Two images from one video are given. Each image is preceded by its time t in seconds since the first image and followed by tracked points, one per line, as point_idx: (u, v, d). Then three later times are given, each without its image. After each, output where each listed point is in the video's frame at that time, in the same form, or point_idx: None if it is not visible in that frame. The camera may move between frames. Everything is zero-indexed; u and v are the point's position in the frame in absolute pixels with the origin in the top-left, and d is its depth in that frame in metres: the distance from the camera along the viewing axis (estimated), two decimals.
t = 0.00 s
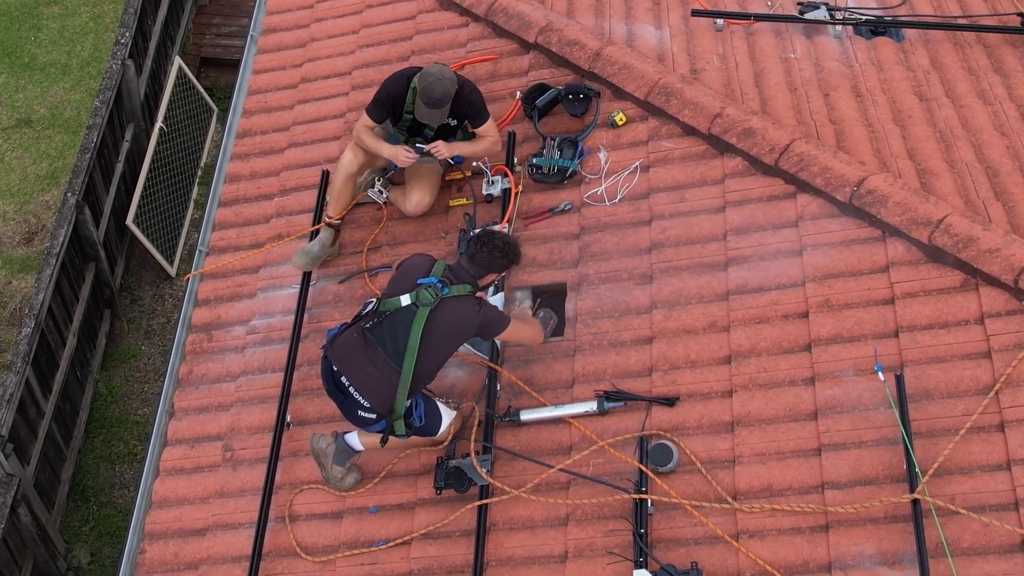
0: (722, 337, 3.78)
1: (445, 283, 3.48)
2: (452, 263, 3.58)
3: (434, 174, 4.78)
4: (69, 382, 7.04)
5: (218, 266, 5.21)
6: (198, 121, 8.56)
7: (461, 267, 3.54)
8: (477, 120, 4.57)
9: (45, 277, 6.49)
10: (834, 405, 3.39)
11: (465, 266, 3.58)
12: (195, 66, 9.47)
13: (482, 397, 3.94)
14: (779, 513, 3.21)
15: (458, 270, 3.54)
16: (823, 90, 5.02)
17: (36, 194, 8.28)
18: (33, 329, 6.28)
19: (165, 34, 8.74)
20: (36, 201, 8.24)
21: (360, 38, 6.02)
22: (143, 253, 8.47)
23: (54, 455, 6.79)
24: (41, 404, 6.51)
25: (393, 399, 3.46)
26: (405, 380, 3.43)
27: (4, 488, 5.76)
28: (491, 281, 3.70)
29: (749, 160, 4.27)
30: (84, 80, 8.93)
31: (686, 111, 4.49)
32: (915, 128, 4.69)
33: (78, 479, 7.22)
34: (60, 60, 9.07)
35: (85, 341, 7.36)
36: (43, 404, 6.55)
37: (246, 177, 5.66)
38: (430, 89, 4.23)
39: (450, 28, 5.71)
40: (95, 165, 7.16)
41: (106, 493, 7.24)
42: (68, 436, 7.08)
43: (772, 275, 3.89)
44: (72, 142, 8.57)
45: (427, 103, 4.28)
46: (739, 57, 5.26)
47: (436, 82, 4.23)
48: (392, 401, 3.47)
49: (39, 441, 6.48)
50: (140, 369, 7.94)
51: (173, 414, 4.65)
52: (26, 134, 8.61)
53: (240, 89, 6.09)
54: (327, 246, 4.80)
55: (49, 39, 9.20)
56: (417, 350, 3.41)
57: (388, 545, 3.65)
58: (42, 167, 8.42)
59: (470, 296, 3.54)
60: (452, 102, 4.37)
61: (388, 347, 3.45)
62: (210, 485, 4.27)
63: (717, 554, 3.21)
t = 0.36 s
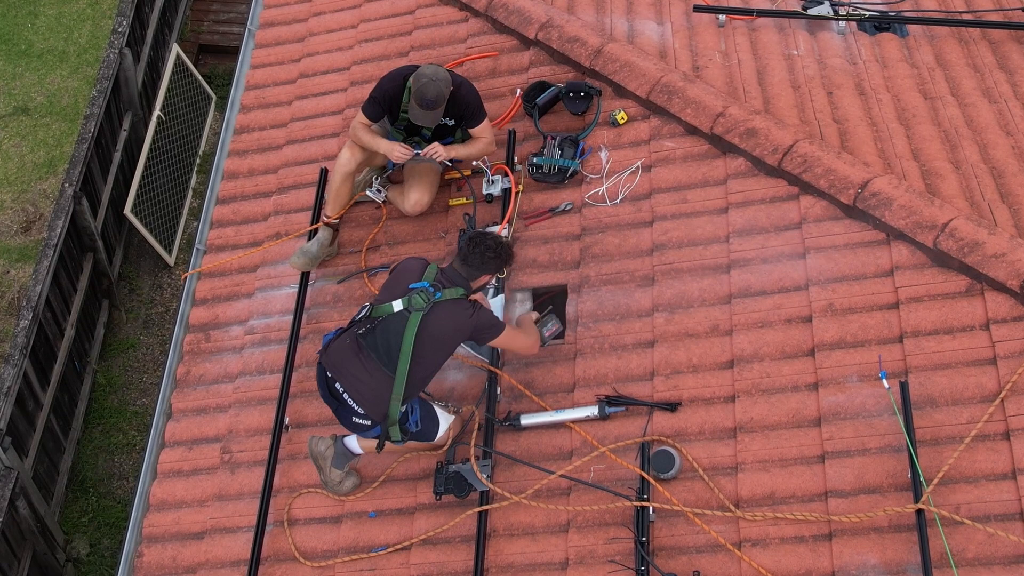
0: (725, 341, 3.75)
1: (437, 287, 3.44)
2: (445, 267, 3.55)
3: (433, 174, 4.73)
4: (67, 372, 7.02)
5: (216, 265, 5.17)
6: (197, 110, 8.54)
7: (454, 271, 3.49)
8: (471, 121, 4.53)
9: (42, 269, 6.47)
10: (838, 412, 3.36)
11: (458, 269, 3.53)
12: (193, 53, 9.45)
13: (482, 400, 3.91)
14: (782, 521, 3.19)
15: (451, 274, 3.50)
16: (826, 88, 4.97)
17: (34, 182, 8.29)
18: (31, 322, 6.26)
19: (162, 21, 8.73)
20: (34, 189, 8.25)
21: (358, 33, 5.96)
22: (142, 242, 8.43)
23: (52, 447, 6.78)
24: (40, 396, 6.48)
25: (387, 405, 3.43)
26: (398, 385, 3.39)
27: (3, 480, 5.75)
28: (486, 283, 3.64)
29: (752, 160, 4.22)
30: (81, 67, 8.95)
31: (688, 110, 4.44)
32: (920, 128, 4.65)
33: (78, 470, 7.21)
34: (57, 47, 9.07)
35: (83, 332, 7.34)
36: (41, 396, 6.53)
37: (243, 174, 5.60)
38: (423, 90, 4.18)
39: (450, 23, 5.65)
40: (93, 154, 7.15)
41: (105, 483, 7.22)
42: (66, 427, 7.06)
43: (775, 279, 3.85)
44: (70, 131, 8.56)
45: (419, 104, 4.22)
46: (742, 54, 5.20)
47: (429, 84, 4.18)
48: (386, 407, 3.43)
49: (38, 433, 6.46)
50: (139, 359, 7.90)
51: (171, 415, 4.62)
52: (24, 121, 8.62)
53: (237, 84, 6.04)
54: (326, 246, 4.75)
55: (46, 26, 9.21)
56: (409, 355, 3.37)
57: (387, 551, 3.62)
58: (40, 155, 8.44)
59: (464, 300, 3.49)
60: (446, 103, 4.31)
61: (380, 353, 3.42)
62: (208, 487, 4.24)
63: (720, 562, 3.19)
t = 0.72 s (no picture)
0: (727, 344, 3.71)
1: (416, 296, 3.41)
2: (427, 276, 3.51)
3: (430, 172, 4.69)
4: (65, 362, 6.98)
5: (214, 262, 5.13)
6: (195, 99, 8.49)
7: (435, 280, 3.46)
8: (468, 118, 4.47)
9: (40, 260, 6.43)
10: (841, 417, 3.34)
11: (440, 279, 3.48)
12: (190, 40, 9.41)
13: (482, 402, 3.87)
14: (784, 528, 3.17)
15: (431, 283, 3.46)
16: (830, 85, 4.92)
17: (32, 169, 8.27)
18: (29, 313, 6.23)
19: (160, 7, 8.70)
20: (32, 177, 8.23)
21: (357, 27, 5.90)
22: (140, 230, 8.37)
23: (51, 438, 6.75)
24: (37, 386, 6.44)
25: (367, 414, 3.40)
26: (376, 394, 3.35)
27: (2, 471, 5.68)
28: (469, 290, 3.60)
29: (754, 160, 4.18)
30: (78, 54, 8.95)
31: (690, 108, 4.39)
32: (923, 126, 4.61)
33: (77, 460, 7.19)
34: (54, 33, 9.10)
35: (81, 321, 7.30)
36: (39, 387, 6.49)
37: (241, 170, 5.55)
38: (421, 90, 4.14)
39: (449, 17, 5.59)
40: (91, 144, 7.11)
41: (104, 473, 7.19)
42: (65, 418, 7.03)
43: (777, 281, 3.82)
44: (68, 118, 8.56)
45: (416, 104, 4.18)
46: (744, 49, 5.14)
47: (427, 84, 4.13)
48: (366, 416, 3.40)
49: (37, 424, 6.43)
50: (137, 348, 7.86)
51: (168, 415, 4.59)
52: (22, 109, 8.63)
53: (235, 78, 5.98)
54: (324, 245, 4.71)
55: (43, 13, 9.23)
56: (386, 364, 3.34)
57: (386, 555, 3.60)
58: (38, 143, 8.43)
59: (443, 309, 3.44)
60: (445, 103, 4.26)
61: (359, 362, 3.40)
62: (206, 489, 4.22)
63: (721, 569, 3.18)
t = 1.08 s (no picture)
0: (729, 347, 3.69)
1: (391, 308, 3.40)
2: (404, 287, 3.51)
3: (429, 170, 4.63)
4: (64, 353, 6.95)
5: (212, 260, 5.08)
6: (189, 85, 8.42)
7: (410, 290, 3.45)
8: (467, 116, 4.42)
9: (37, 251, 6.39)
10: (844, 423, 3.32)
11: (417, 291, 3.51)
12: (188, 27, 9.36)
13: (482, 405, 3.85)
14: (787, 535, 3.16)
15: (408, 294, 3.46)
16: (833, 81, 4.87)
17: (30, 157, 8.23)
18: (27, 304, 6.20)
19: None
20: (30, 165, 8.20)
21: (355, 21, 5.83)
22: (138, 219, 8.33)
23: (49, 428, 6.73)
24: (35, 377, 6.41)
25: (351, 428, 3.44)
26: (357, 409, 3.38)
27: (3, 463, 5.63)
28: (447, 295, 3.60)
29: (757, 159, 4.13)
30: (76, 41, 8.92)
31: (692, 106, 4.34)
32: (927, 125, 4.57)
33: (75, 451, 7.16)
34: (51, 20, 9.07)
35: (80, 310, 7.27)
36: (37, 377, 6.46)
37: (238, 166, 5.50)
38: (419, 91, 4.10)
39: (448, 11, 5.53)
40: (88, 133, 7.07)
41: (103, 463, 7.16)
42: (63, 409, 7.00)
43: (780, 283, 3.78)
44: (65, 105, 8.52)
45: (415, 104, 4.14)
46: (747, 44, 5.08)
47: (426, 84, 4.09)
48: (351, 430, 3.44)
49: (35, 416, 6.40)
50: (136, 337, 7.82)
51: (166, 415, 4.56)
52: (19, 96, 8.59)
53: (232, 71, 5.92)
54: (321, 244, 4.66)
55: None
56: (364, 379, 3.36)
57: (385, 559, 3.59)
58: (35, 130, 8.39)
59: (420, 319, 3.42)
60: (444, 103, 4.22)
61: (339, 378, 3.43)
62: (204, 491, 4.21)
63: None
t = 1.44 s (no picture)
0: (731, 350, 3.66)
1: (362, 315, 3.42)
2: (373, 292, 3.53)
3: (429, 168, 4.59)
4: (62, 343, 6.92)
5: (210, 257, 5.04)
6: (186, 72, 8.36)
7: (378, 293, 3.47)
8: (467, 113, 4.37)
9: (35, 241, 6.36)
10: (848, 428, 3.31)
11: (386, 290, 3.50)
12: (187, 12, 9.33)
13: (481, 407, 3.84)
14: (789, 541, 3.16)
15: (377, 297, 3.47)
16: (836, 78, 4.82)
17: (28, 145, 8.18)
18: (24, 296, 6.16)
19: None
20: (28, 152, 8.14)
21: (354, 14, 5.77)
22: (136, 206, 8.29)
23: (48, 418, 6.70)
24: (34, 367, 6.38)
25: (342, 442, 3.44)
26: (346, 422, 3.38)
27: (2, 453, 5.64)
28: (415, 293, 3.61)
29: (760, 159, 4.09)
30: (73, 27, 8.86)
31: (694, 104, 4.29)
32: (931, 123, 4.53)
33: (75, 440, 7.13)
34: (49, 6, 9.01)
35: (78, 299, 7.24)
36: (36, 367, 6.43)
37: (236, 162, 5.45)
38: (418, 91, 4.05)
39: (448, 5, 5.47)
40: (86, 122, 7.02)
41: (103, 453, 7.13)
42: (62, 398, 6.96)
43: (783, 285, 3.74)
44: (63, 92, 8.47)
45: (415, 103, 4.10)
46: (749, 39, 5.02)
47: (425, 84, 4.04)
48: (343, 443, 3.45)
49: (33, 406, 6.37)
50: (134, 326, 7.79)
51: (164, 414, 4.53)
52: (16, 83, 8.53)
53: (230, 65, 5.86)
54: (321, 242, 4.60)
55: None
56: (347, 391, 3.36)
57: (385, 562, 3.57)
58: (33, 118, 8.33)
59: (393, 320, 3.43)
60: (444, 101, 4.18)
61: (324, 394, 3.43)
62: (203, 492, 4.19)
63: None
